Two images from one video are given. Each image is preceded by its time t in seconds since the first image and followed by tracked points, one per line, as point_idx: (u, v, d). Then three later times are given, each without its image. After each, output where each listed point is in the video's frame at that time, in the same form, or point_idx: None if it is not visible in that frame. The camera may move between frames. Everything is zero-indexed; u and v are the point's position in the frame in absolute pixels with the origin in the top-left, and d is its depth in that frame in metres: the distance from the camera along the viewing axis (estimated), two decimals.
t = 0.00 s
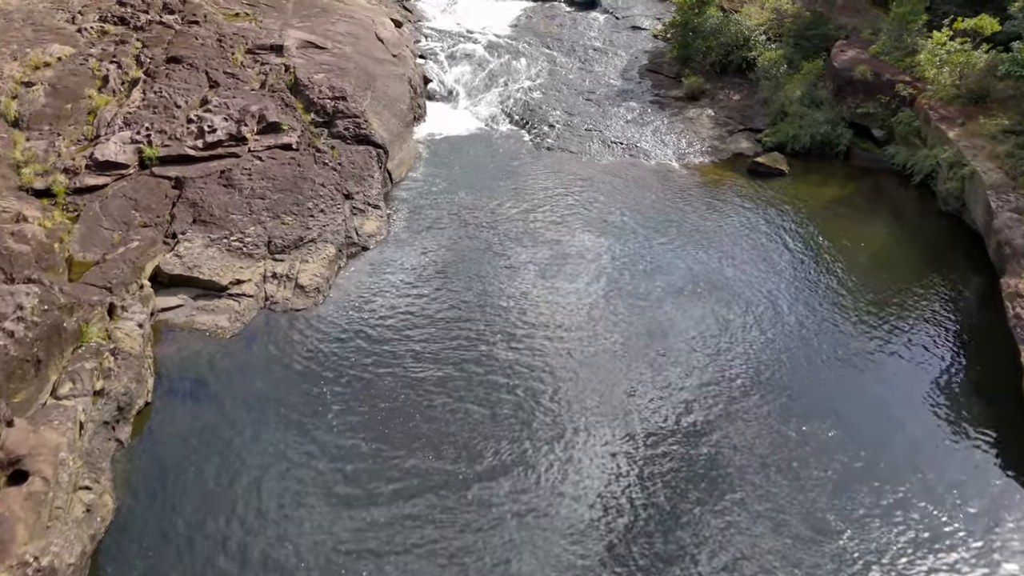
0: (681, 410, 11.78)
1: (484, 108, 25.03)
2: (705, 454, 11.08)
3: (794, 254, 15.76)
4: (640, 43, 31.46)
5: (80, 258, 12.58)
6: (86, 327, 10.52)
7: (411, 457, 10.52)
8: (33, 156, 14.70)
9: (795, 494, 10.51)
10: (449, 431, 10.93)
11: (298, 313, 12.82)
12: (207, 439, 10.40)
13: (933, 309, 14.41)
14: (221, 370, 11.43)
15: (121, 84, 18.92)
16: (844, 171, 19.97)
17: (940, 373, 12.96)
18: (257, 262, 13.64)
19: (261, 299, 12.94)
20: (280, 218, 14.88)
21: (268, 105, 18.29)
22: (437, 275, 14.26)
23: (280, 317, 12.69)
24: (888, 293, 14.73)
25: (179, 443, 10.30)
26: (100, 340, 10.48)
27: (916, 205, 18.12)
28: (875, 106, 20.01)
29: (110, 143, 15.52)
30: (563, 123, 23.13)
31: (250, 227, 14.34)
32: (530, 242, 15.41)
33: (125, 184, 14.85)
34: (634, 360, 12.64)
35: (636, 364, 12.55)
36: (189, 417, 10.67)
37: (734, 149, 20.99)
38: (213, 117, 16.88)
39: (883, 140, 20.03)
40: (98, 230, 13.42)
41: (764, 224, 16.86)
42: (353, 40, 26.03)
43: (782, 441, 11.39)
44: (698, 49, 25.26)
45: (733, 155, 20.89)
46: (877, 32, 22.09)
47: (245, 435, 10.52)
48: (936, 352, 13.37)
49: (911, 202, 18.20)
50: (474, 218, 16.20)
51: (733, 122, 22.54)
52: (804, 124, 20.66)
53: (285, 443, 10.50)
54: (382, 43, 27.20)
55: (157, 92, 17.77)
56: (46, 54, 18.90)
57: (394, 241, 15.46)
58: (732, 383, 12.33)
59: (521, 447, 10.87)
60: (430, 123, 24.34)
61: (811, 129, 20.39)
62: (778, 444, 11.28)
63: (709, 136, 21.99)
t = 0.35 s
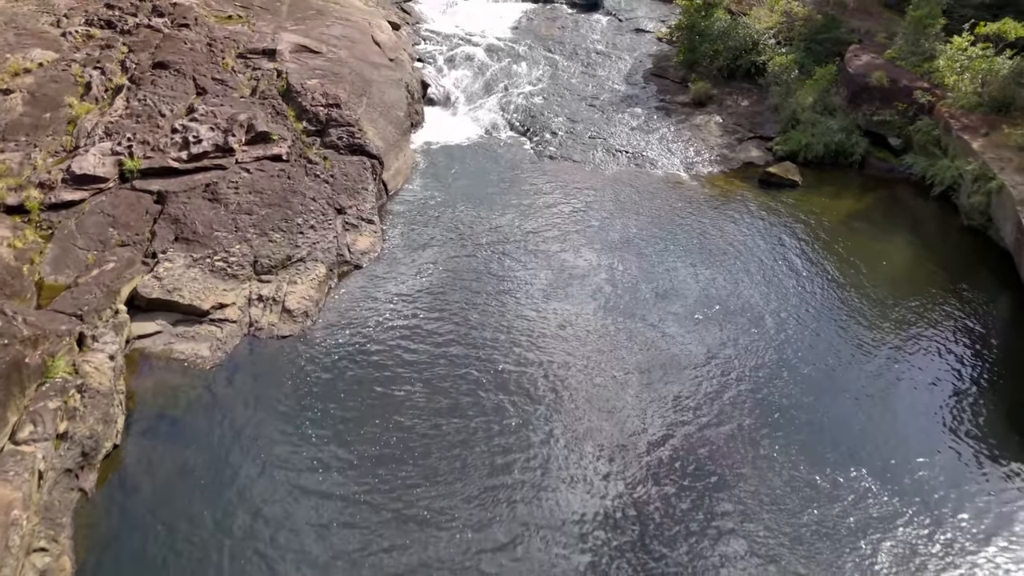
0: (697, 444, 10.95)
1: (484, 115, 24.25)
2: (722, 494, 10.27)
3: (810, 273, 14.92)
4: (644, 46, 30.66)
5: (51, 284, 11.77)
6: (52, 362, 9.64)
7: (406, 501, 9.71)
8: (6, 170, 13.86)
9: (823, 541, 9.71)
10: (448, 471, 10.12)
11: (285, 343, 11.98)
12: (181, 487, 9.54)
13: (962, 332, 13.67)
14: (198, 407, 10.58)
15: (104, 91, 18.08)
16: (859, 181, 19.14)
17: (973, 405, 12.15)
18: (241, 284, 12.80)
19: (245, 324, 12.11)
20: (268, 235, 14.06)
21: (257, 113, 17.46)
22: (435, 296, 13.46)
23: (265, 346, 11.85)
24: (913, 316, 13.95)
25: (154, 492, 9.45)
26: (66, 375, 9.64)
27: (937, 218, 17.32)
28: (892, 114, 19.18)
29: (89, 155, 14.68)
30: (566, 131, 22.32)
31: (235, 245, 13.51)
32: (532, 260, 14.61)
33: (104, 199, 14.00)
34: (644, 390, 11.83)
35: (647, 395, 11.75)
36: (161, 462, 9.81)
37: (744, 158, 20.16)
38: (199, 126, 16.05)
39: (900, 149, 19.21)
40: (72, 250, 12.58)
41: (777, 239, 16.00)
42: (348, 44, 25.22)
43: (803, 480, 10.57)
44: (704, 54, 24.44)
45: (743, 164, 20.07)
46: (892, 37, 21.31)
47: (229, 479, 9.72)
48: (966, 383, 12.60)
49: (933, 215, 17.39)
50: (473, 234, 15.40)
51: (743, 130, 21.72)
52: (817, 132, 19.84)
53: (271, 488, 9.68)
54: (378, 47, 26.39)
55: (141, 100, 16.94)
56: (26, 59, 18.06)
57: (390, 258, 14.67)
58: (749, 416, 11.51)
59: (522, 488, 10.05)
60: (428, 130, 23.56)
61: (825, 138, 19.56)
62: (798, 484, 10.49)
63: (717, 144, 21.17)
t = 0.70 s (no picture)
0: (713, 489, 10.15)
1: (484, 122, 23.45)
2: (741, 547, 9.42)
3: (827, 294, 14.06)
4: (648, 49, 29.85)
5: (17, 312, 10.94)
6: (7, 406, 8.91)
7: (398, 556, 8.90)
8: None
9: None
10: (443, 522, 9.31)
11: (269, 376, 11.13)
12: (145, 548, 8.70)
13: (991, 358, 12.82)
14: (169, 453, 9.73)
15: (85, 99, 17.24)
16: (876, 193, 18.33)
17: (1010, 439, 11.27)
18: (222, 309, 11.96)
19: (225, 354, 11.27)
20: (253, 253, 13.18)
21: (245, 123, 16.62)
22: (430, 319, 12.67)
23: (247, 380, 11.00)
24: (939, 340, 13.13)
25: (116, 554, 8.62)
26: (23, 421, 8.87)
27: (960, 235, 16.51)
28: (910, 123, 18.33)
29: (64, 168, 13.81)
30: (568, 139, 21.51)
31: (218, 266, 12.67)
32: (534, 281, 13.79)
33: (79, 217, 13.16)
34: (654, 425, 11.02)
35: (659, 430, 10.95)
36: (126, 518, 8.96)
37: (755, 168, 19.35)
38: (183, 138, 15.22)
39: (918, 159, 18.39)
40: (42, 274, 11.73)
41: (792, 257, 15.13)
42: (344, 48, 24.42)
43: (828, 530, 9.74)
44: (712, 58, 23.62)
45: (754, 175, 19.23)
46: (908, 42, 20.49)
47: (201, 538, 8.88)
48: (1001, 414, 11.74)
49: (955, 232, 16.58)
50: (472, 252, 14.57)
51: (752, 138, 20.92)
52: (831, 141, 19.07)
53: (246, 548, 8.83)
54: (375, 51, 25.60)
55: (122, 109, 16.10)
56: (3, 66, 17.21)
57: (383, 278, 13.83)
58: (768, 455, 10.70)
59: (523, 542, 9.21)
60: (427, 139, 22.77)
61: (841, 147, 18.79)
62: (824, 534, 9.68)
63: (726, 154, 20.33)
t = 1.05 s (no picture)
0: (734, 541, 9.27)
1: (483, 130, 22.64)
2: None
3: (847, 321, 13.19)
4: (652, 53, 28.99)
5: None
6: None
7: None
8: None
9: None
10: None
11: (249, 417, 10.26)
12: None
13: None
14: (135, 509, 8.88)
15: (62, 108, 16.32)
16: (895, 206, 17.48)
17: None
18: (200, 339, 11.06)
19: (201, 393, 10.41)
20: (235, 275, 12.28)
21: (231, 135, 15.72)
22: (425, 349, 11.85)
23: (224, 423, 10.14)
24: (970, 369, 12.29)
25: None
26: None
27: (986, 254, 15.69)
28: (931, 133, 17.45)
29: (35, 184, 12.89)
30: (571, 149, 20.65)
31: (197, 290, 11.73)
32: (536, 307, 12.94)
33: (48, 237, 12.28)
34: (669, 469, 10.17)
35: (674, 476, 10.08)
36: None
37: (767, 180, 18.48)
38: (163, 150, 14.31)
39: (941, 171, 17.50)
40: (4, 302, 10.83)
41: (808, 278, 14.25)
42: (338, 53, 23.56)
43: None
44: (720, 64, 22.74)
45: (766, 188, 18.36)
46: (927, 48, 19.63)
47: None
48: None
49: (981, 251, 15.76)
50: (470, 275, 13.72)
51: (763, 148, 20.05)
52: (847, 152, 18.24)
53: None
54: (371, 56, 24.73)
55: (101, 120, 15.21)
56: None
57: (376, 303, 12.97)
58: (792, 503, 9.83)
59: None
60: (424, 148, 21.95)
61: (858, 158, 17.98)
62: None
63: (737, 164, 19.43)
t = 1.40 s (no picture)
0: None
1: (482, 140, 21.84)
2: None
3: (868, 352, 12.33)
4: (658, 58, 28.13)
5: None
6: None
7: None
8: None
9: None
10: None
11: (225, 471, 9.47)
12: None
13: None
14: None
15: (37, 120, 15.37)
16: (916, 222, 16.62)
17: None
18: (173, 378, 10.14)
19: (171, 441, 9.61)
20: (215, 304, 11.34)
21: (214, 149, 14.81)
22: (420, 387, 11.03)
23: (195, 476, 9.36)
24: (1007, 405, 11.48)
25: None
26: None
27: (1015, 275, 14.88)
28: (956, 145, 16.52)
29: None
30: (575, 160, 19.78)
31: (171, 323, 10.79)
32: (538, 338, 12.11)
33: (13, 263, 11.41)
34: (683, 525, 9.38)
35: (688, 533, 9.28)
36: None
37: (780, 195, 17.61)
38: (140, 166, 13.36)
39: (965, 186, 16.60)
40: None
41: (825, 304, 13.39)
42: (332, 59, 22.70)
43: None
44: (729, 70, 21.84)
45: (779, 203, 17.49)
46: (947, 55, 18.75)
47: None
48: None
49: (1010, 272, 14.97)
50: (468, 302, 12.84)
51: (776, 159, 19.17)
52: (866, 166, 17.39)
53: None
54: (366, 62, 23.87)
55: (75, 134, 14.31)
56: None
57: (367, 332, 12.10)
58: (818, 566, 9.02)
59: None
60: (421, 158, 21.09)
61: (877, 172, 17.13)
62: None
63: (748, 177, 18.53)
